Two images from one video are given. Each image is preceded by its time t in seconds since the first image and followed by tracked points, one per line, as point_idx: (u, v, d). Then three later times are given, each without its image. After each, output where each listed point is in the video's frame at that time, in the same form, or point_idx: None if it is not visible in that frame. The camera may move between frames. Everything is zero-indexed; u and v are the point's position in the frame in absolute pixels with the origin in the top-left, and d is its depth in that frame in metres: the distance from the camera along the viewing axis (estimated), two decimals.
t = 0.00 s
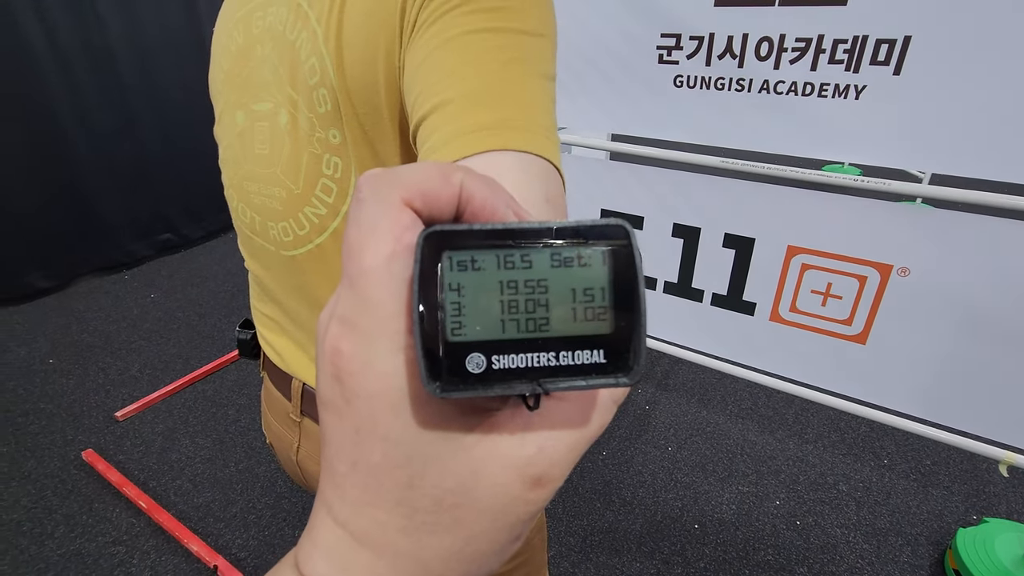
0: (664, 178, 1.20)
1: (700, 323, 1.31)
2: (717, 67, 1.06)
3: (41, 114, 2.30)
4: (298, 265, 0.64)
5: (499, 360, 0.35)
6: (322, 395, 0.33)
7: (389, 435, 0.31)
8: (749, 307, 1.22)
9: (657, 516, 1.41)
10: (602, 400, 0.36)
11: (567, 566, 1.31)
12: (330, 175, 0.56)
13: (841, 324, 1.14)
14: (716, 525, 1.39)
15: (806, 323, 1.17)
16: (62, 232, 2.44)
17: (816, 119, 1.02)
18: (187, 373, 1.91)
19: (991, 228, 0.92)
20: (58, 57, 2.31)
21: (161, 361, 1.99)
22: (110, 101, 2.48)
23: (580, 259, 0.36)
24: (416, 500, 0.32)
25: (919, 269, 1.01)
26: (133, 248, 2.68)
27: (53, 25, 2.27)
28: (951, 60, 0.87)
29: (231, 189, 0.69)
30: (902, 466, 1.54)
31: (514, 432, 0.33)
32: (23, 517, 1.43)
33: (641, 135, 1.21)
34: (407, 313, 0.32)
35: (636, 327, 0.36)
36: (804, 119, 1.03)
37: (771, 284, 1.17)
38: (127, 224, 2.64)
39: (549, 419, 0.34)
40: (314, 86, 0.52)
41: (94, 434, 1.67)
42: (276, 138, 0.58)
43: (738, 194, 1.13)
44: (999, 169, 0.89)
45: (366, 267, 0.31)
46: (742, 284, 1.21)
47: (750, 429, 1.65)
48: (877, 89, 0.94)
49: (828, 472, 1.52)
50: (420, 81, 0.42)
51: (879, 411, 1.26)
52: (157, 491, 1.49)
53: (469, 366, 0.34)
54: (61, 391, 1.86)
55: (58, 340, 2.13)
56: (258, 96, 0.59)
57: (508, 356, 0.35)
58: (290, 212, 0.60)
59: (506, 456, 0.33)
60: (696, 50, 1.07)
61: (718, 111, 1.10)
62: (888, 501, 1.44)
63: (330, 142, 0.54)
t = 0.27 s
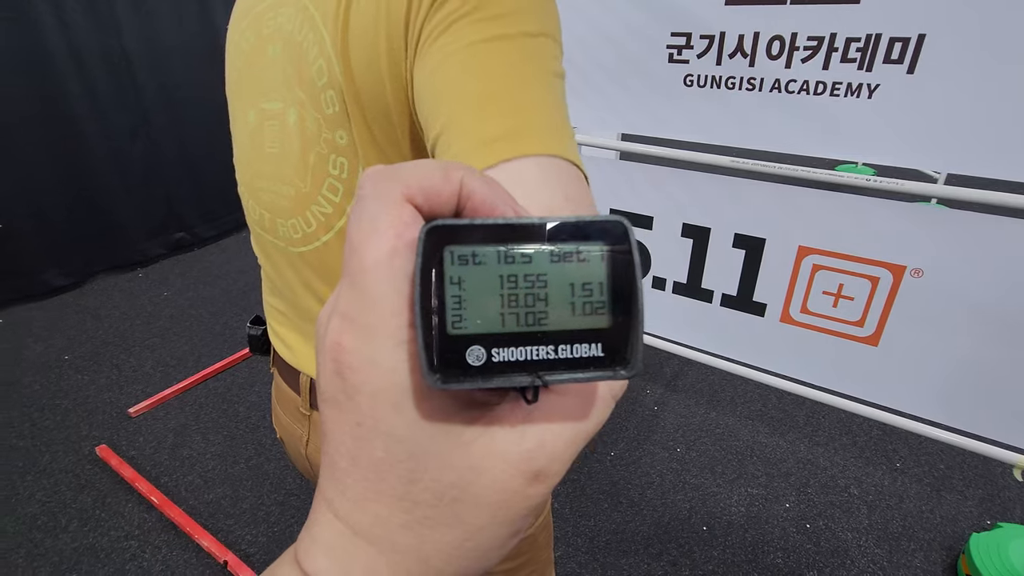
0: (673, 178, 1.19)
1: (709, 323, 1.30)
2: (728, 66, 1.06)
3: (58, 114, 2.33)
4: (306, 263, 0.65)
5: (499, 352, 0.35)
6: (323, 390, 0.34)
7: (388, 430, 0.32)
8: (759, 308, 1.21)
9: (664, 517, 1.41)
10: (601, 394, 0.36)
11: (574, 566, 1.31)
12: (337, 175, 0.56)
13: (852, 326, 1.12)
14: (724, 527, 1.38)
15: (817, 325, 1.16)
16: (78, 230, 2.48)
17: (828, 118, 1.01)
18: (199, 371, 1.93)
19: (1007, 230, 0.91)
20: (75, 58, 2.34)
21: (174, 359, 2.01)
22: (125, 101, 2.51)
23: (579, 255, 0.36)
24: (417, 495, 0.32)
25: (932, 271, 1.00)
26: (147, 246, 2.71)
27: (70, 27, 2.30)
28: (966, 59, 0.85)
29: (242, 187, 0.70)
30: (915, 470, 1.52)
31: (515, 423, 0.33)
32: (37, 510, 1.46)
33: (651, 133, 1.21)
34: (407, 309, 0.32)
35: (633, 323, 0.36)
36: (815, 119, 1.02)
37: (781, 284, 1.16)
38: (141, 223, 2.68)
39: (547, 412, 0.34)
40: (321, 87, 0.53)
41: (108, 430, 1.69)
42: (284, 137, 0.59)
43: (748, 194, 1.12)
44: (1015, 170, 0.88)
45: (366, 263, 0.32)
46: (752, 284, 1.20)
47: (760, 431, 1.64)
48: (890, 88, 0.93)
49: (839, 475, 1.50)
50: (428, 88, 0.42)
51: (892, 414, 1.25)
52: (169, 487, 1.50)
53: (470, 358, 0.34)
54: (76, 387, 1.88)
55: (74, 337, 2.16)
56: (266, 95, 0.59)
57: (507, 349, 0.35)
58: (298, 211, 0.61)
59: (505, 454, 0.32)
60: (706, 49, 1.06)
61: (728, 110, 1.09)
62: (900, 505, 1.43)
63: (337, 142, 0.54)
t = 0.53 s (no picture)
0: (683, 177, 1.19)
1: (718, 323, 1.29)
2: (739, 64, 1.05)
3: (74, 113, 2.36)
4: (314, 262, 0.65)
5: (500, 352, 0.35)
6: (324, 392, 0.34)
7: (387, 432, 0.32)
8: (770, 309, 1.20)
9: (672, 519, 1.40)
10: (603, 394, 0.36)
11: (581, 566, 1.30)
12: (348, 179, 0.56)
13: (865, 327, 1.10)
14: (732, 529, 1.37)
15: (829, 326, 1.14)
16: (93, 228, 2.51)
17: (841, 117, 0.99)
18: (210, 368, 1.95)
19: None
20: (89, 58, 2.37)
21: (185, 356, 2.03)
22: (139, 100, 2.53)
23: (580, 254, 0.36)
24: (418, 496, 0.32)
25: (947, 273, 0.98)
26: (160, 244, 2.74)
27: (86, 27, 2.33)
28: (983, 57, 0.84)
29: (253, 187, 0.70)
30: (928, 474, 1.49)
31: (515, 425, 0.33)
32: (51, 504, 1.48)
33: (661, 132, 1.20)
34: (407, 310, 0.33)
35: (635, 322, 0.35)
36: (828, 117, 1.01)
37: (792, 285, 1.15)
38: (155, 221, 2.70)
39: (548, 412, 0.34)
40: (334, 94, 0.53)
41: (121, 425, 1.71)
42: (294, 140, 0.59)
43: (759, 194, 1.11)
44: None
45: (366, 263, 0.32)
46: (762, 285, 1.18)
47: (769, 433, 1.63)
48: (903, 86, 0.92)
49: (850, 478, 1.49)
50: (447, 107, 0.45)
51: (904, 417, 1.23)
52: (180, 482, 1.52)
53: (470, 357, 0.34)
54: (90, 382, 1.91)
55: (88, 333, 2.19)
56: (277, 97, 0.59)
57: (508, 349, 0.35)
58: (307, 212, 0.61)
59: (507, 454, 0.32)
60: (717, 47, 1.06)
61: (739, 109, 1.08)
62: (912, 509, 1.41)
63: (348, 147, 0.54)
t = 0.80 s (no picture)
0: (694, 177, 1.18)
1: (729, 324, 1.28)
2: (751, 63, 1.04)
3: (91, 112, 2.40)
4: (326, 262, 0.65)
5: (498, 355, 0.35)
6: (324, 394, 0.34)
7: (388, 435, 0.32)
8: (781, 309, 1.19)
9: (681, 520, 1.39)
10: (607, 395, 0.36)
11: (588, 566, 1.30)
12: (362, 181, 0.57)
13: (878, 329, 1.09)
14: (742, 531, 1.36)
15: (842, 327, 1.13)
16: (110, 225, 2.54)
17: (855, 117, 0.98)
18: (223, 364, 1.97)
19: None
20: (107, 58, 2.40)
21: (199, 352, 2.05)
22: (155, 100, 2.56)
23: (577, 258, 0.36)
24: (417, 498, 0.32)
25: (963, 274, 0.96)
26: (175, 241, 2.78)
27: (104, 28, 2.36)
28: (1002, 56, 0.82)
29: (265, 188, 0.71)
30: (943, 479, 1.47)
31: (514, 427, 0.33)
32: (67, 496, 1.50)
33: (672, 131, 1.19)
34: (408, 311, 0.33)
35: (631, 325, 0.35)
36: (842, 117, 0.99)
37: (804, 286, 1.13)
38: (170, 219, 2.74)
39: (546, 414, 0.34)
40: (345, 97, 0.53)
41: (135, 420, 1.74)
42: (305, 143, 0.59)
43: (771, 194, 1.10)
44: None
45: (366, 265, 0.32)
46: (774, 285, 1.17)
47: (781, 435, 1.61)
48: (919, 85, 0.90)
49: (863, 482, 1.47)
50: (466, 118, 0.46)
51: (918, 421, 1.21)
52: (192, 477, 1.54)
53: (468, 361, 0.34)
54: (106, 377, 1.94)
55: (105, 329, 2.22)
56: (288, 100, 0.60)
57: (506, 352, 0.35)
58: (319, 213, 0.62)
59: (507, 456, 0.32)
60: (729, 46, 1.05)
61: (751, 108, 1.07)
62: (926, 514, 1.39)
63: (360, 149, 0.55)
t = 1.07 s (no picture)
0: (708, 176, 1.17)
1: (742, 325, 1.26)
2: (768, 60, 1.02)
3: (112, 111, 2.43)
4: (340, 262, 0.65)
5: (499, 360, 0.35)
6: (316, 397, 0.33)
7: (386, 442, 0.31)
8: (796, 311, 1.17)
9: (691, 522, 1.38)
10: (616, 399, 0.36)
11: (598, 567, 1.29)
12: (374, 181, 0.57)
13: (896, 331, 1.07)
14: (754, 535, 1.35)
15: (858, 329, 1.11)
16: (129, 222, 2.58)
17: (874, 115, 0.96)
18: (237, 360, 1.99)
19: None
20: (127, 57, 2.44)
21: (214, 348, 2.08)
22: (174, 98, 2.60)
23: (584, 258, 0.36)
24: (416, 507, 0.31)
25: (984, 275, 0.94)
26: (192, 238, 2.81)
27: (124, 27, 2.39)
28: None
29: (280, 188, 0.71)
30: (962, 485, 1.44)
31: (516, 434, 0.33)
32: (85, 488, 1.53)
33: (687, 129, 1.18)
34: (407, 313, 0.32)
35: (640, 330, 0.35)
36: (860, 115, 0.97)
37: (820, 287, 1.12)
38: (187, 216, 2.77)
39: (550, 421, 0.33)
40: (356, 99, 0.53)
41: (151, 415, 1.76)
42: (319, 144, 0.59)
43: (787, 194, 1.08)
44: None
45: (364, 266, 0.32)
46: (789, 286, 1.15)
47: (795, 438, 1.59)
48: (940, 83, 0.88)
49: (879, 487, 1.45)
50: (477, 120, 0.46)
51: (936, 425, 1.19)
52: (206, 471, 1.56)
53: (470, 366, 0.34)
54: (124, 372, 1.97)
55: (123, 325, 2.25)
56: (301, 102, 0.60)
57: (508, 357, 0.35)
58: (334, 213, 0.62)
59: (507, 465, 0.32)
60: (745, 43, 1.03)
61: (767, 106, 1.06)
62: (943, 520, 1.36)
63: (371, 151, 0.55)
